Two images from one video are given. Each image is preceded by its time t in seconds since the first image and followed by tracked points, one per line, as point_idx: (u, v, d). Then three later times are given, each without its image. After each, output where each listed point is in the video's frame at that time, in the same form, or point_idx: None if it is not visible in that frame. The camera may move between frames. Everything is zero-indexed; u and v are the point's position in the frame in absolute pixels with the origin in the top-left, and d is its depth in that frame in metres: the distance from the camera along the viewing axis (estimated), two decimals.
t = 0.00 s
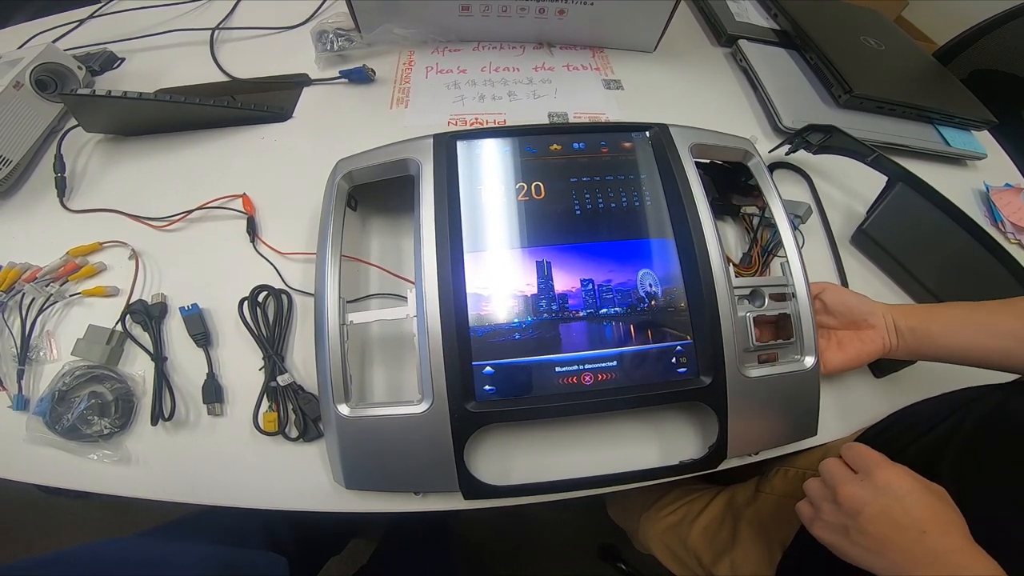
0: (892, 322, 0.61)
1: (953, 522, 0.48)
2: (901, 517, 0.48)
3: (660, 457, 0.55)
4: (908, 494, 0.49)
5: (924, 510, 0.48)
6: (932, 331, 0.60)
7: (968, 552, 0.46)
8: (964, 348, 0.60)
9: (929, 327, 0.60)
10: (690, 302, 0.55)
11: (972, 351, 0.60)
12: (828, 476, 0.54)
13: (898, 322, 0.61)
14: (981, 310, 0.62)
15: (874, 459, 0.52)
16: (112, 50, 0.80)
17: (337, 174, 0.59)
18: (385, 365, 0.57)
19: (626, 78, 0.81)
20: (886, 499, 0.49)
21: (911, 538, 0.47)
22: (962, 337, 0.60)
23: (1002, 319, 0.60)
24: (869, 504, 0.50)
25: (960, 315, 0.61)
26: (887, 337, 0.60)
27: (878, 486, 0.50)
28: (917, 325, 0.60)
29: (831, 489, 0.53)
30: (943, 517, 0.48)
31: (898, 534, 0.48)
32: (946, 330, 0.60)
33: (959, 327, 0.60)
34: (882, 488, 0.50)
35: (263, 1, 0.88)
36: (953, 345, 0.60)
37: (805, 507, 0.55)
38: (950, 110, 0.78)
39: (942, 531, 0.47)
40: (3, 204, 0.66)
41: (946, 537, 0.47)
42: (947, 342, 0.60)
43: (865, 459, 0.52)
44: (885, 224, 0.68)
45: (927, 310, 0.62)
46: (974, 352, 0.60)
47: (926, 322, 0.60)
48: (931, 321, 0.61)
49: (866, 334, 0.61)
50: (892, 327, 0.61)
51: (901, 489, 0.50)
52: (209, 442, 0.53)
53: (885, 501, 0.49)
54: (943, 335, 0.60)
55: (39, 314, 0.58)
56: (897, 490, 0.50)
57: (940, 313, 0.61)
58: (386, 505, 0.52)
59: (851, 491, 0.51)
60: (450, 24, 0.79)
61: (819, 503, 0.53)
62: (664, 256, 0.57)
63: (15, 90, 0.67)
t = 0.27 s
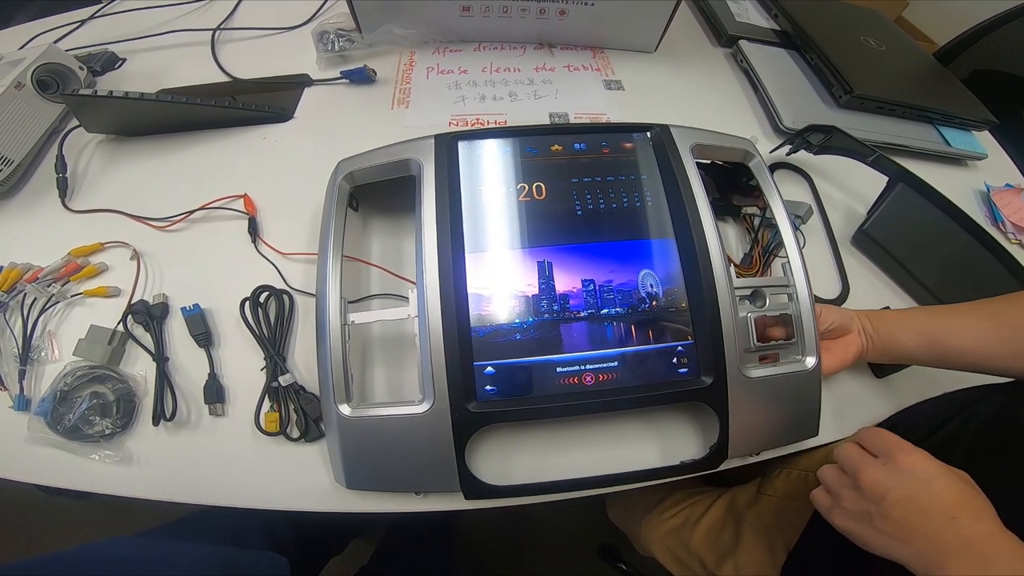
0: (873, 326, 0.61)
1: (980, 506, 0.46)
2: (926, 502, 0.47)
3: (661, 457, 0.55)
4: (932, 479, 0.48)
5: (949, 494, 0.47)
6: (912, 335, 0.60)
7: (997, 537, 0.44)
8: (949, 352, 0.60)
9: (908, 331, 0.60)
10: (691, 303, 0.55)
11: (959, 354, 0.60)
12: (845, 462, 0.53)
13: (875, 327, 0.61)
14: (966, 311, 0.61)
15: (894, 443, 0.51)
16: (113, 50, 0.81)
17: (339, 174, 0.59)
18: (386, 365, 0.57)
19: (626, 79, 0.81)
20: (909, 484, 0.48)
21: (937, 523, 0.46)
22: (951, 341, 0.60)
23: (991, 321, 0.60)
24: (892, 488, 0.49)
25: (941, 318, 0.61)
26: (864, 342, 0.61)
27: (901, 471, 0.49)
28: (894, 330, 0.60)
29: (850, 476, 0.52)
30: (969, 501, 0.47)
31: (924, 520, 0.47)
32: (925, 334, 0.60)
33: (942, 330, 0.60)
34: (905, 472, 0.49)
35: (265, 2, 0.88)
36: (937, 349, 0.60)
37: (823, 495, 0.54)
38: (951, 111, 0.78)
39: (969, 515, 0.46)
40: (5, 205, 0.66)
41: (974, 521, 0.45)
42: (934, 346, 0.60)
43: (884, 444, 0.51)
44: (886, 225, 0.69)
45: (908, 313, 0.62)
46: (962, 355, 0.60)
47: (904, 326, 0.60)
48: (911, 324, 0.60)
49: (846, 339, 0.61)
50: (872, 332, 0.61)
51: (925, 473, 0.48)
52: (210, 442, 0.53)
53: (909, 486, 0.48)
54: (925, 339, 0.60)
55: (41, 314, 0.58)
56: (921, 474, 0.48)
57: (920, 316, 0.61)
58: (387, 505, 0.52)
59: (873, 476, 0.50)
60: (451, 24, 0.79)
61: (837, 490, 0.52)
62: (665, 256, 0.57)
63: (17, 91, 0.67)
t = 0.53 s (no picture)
0: (863, 326, 0.62)
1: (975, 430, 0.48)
2: (936, 436, 0.47)
3: (661, 456, 0.55)
4: (934, 413, 0.48)
5: (953, 428, 0.47)
6: (899, 336, 0.60)
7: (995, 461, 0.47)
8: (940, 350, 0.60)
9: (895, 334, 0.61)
10: (691, 303, 0.56)
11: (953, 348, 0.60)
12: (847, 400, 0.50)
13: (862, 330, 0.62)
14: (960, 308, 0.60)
15: (898, 376, 0.50)
16: (115, 51, 0.81)
17: (341, 173, 0.59)
18: (387, 365, 0.57)
19: (627, 79, 0.81)
20: (922, 419, 0.48)
21: (950, 457, 0.46)
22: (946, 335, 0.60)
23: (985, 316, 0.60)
24: (909, 423, 0.48)
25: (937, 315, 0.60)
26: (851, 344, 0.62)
27: (911, 410, 0.48)
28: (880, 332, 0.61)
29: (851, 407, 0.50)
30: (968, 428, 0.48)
31: (941, 457, 0.47)
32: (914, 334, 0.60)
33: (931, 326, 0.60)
34: (915, 410, 0.48)
35: (266, 2, 0.89)
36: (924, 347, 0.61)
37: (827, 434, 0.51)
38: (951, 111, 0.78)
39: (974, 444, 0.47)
40: (6, 205, 0.66)
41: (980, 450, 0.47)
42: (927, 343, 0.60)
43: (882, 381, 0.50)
44: (886, 224, 0.69)
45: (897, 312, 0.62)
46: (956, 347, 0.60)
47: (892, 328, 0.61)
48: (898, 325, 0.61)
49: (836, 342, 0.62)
50: (863, 332, 0.62)
51: (932, 411, 0.48)
52: (211, 442, 0.53)
53: (919, 422, 0.47)
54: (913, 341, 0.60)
55: (43, 314, 0.58)
56: (927, 410, 0.48)
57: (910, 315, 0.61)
58: (389, 505, 0.52)
59: (883, 417, 0.48)
60: (452, 24, 0.79)
61: (843, 429, 0.50)
62: (665, 256, 0.57)
63: (19, 91, 0.67)
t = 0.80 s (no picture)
0: (868, 323, 0.62)
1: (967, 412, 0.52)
2: (935, 416, 0.50)
3: (663, 456, 0.55)
4: (930, 396, 0.51)
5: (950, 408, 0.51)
6: (904, 332, 0.60)
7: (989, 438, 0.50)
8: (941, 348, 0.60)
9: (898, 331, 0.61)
10: (693, 302, 0.56)
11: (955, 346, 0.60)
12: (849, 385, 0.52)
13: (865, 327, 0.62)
14: (960, 306, 0.60)
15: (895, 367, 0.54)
16: (117, 51, 0.81)
17: (343, 173, 0.60)
18: (389, 364, 0.57)
19: (629, 80, 0.81)
20: (921, 401, 0.51)
21: (952, 436, 0.49)
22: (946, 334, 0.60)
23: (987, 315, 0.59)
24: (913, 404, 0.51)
25: (937, 313, 0.60)
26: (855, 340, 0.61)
27: (911, 393, 0.51)
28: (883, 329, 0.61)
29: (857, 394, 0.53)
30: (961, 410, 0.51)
31: (945, 434, 0.49)
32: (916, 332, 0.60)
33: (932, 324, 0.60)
34: (914, 393, 0.51)
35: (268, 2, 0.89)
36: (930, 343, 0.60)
37: (834, 420, 0.52)
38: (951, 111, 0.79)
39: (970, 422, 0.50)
40: (9, 204, 0.66)
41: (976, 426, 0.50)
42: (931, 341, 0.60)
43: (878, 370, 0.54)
44: (887, 224, 0.69)
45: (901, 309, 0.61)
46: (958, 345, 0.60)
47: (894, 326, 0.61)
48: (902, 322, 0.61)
49: (840, 339, 0.61)
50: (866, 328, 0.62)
51: (929, 394, 0.51)
52: (214, 441, 0.53)
53: (918, 403, 0.51)
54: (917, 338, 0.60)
55: (45, 314, 0.58)
56: (925, 393, 0.51)
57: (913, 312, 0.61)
58: (391, 504, 0.52)
59: (885, 400, 0.51)
60: (454, 25, 0.79)
61: (850, 414, 0.52)
62: (667, 256, 0.57)
63: (21, 90, 0.67)
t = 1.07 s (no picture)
0: (871, 323, 0.62)
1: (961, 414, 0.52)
2: (931, 417, 0.51)
3: (665, 456, 0.55)
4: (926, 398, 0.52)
5: (945, 409, 0.51)
6: (905, 332, 0.60)
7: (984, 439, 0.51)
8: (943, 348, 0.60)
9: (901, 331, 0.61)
10: (696, 303, 0.56)
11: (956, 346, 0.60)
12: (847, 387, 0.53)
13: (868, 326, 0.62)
14: (962, 306, 0.60)
15: (893, 371, 0.54)
16: (119, 51, 0.81)
17: (346, 173, 0.60)
18: (392, 364, 0.57)
19: (630, 81, 0.82)
20: (917, 403, 0.51)
21: (948, 437, 0.50)
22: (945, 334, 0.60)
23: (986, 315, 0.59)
24: (912, 406, 0.51)
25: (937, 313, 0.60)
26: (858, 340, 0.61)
27: (907, 395, 0.52)
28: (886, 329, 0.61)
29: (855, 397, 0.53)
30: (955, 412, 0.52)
31: (941, 435, 0.50)
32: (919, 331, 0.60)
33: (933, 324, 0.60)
34: (911, 395, 0.52)
35: (269, 3, 0.89)
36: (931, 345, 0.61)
37: (832, 422, 0.52)
38: (952, 112, 0.79)
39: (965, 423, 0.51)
40: (10, 204, 0.66)
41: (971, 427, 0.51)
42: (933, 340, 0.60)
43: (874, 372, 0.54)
44: (888, 225, 0.69)
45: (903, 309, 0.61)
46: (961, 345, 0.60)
47: (897, 325, 0.61)
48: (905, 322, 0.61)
49: (840, 339, 0.62)
50: (869, 329, 0.62)
51: (925, 396, 0.52)
52: (215, 441, 0.53)
53: (915, 405, 0.51)
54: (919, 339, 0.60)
55: (47, 313, 0.58)
56: (921, 395, 0.52)
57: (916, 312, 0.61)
58: (393, 504, 0.52)
59: (882, 402, 0.52)
60: (456, 25, 0.79)
61: (847, 416, 0.52)
62: (669, 256, 0.57)
63: (23, 90, 0.67)
